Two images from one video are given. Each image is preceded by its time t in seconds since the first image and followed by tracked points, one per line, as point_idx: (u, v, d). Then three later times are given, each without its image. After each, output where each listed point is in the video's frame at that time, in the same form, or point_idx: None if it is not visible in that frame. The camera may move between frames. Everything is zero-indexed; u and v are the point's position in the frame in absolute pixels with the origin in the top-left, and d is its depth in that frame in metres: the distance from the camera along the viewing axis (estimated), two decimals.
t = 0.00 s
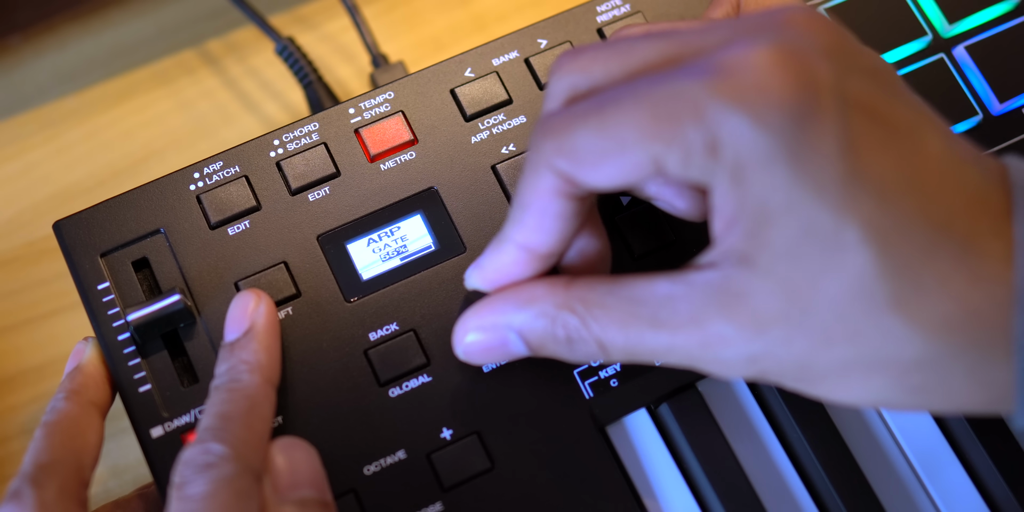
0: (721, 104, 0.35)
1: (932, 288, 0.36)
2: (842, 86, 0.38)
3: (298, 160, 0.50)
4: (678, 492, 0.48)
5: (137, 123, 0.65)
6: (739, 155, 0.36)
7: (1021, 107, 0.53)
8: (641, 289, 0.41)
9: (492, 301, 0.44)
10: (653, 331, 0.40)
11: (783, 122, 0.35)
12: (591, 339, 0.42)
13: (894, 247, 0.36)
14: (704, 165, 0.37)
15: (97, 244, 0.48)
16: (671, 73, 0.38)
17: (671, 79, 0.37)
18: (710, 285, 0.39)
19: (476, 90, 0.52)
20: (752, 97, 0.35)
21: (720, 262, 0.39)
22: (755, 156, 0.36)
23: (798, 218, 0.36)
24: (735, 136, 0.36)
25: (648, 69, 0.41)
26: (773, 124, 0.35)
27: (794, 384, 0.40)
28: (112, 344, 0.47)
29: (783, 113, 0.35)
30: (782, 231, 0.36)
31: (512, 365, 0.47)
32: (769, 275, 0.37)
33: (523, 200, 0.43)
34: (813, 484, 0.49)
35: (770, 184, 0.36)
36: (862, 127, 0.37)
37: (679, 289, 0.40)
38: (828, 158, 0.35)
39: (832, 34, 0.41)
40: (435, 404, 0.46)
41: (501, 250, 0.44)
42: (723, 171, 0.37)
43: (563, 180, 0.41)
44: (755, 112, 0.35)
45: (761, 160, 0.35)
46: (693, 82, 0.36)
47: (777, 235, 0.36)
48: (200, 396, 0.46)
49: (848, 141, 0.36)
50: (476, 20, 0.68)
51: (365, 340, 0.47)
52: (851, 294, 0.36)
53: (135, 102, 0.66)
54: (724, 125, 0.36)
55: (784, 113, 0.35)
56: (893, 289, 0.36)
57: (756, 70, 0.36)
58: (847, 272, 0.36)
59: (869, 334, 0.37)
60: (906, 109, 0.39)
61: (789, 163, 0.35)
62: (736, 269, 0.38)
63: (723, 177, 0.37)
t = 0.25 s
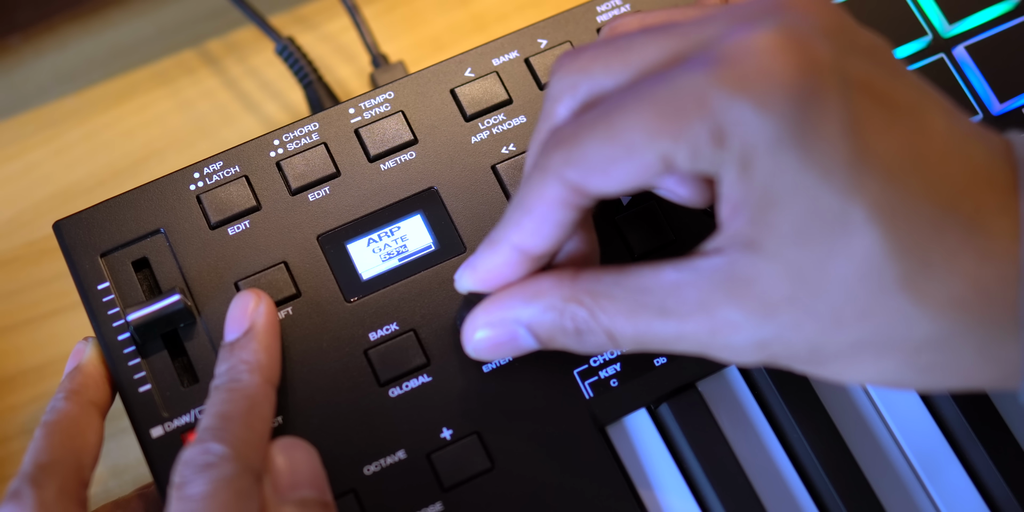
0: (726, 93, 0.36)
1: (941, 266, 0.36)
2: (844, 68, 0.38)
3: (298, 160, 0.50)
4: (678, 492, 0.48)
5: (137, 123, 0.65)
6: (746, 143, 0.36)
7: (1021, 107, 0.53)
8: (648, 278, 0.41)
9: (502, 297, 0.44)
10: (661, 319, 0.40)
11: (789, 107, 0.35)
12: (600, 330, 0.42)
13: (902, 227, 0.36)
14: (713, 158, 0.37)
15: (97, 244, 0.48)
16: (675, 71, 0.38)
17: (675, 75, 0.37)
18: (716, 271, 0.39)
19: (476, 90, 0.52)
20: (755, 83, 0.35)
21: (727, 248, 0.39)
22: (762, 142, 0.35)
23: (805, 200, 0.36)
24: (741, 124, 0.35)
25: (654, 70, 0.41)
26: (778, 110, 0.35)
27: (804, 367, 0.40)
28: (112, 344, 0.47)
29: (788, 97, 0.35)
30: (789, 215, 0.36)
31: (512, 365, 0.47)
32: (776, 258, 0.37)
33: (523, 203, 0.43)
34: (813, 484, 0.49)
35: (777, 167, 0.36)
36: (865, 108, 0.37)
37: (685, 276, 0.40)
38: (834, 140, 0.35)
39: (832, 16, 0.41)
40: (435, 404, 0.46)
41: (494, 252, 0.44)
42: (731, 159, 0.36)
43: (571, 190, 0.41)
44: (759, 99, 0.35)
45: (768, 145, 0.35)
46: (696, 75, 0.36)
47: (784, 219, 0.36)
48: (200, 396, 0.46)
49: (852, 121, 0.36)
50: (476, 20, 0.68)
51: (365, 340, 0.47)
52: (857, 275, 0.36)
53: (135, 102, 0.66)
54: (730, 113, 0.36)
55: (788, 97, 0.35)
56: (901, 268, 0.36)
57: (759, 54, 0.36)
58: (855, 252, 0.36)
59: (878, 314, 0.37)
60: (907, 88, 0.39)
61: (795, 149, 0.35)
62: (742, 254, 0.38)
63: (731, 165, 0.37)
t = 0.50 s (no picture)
0: (727, 100, 0.35)
1: (946, 268, 0.36)
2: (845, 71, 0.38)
3: (298, 160, 0.50)
4: (678, 492, 0.48)
5: (137, 123, 0.65)
6: (749, 150, 0.36)
7: (1021, 106, 0.53)
8: (656, 279, 0.41)
9: (507, 297, 0.44)
10: (668, 322, 0.40)
11: (791, 112, 0.35)
12: (607, 331, 0.42)
13: (907, 231, 0.36)
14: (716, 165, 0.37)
15: (97, 244, 0.48)
16: (677, 79, 0.38)
17: (677, 83, 0.37)
18: (723, 275, 0.39)
19: (476, 90, 0.52)
20: (756, 89, 0.35)
21: (733, 252, 0.39)
22: (765, 149, 0.35)
23: (810, 205, 0.36)
24: (743, 131, 0.35)
25: (657, 78, 0.41)
26: (780, 116, 0.35)
27: (812, 368, 0.40)
28: (112, 344, 0.47)
29: (790, 103, 0.35)
30: (795, 220, 0.36)
31: (513, 365, 0.47)
32: (783, 262, 0.37)
33: (524, 210, 0.43)
34: (813, 484, 0.49)
35: (782, 172, 0.35)
36: (868, 111, 0.37)
37: (693, 279, 0.40)
38: (837, 145, 0.35)
39: (830, 20, 0.41)
40: (435, 404, 0.46)
41: (490, 256, 0.44)
42: (735, 166, 0.37)
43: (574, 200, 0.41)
44: (761, 106, 0.35)
45: (771, 152, 0.35)
46: (698, 83, 0.36)
47: (789, 225, 0.36)
48: (200, 396, 0.46)
49: (856, 124, 0.36)
50: (476, 20, 0.68)
51: (365, 340, 0.47)
52: (864, 279, 0.36)
53: (135, 102, 0.66)
54: (731, 120, 0.35)
55: (791, 103, 0.35)
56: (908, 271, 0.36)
57: (760, 61, 0.36)
58: (861, 256, 0.36)
59: (885, 317, 0.37)
60: (908, 90, 0.39)
61: (798, 155, 0.35)
62: (749, 258, 0.38)
63: (735, 172, 0.37)
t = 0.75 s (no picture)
0: (725, 98, 0.35)
1: (946, 263, 0.36)
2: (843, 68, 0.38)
3: (298, 160, 0.50)
4: (678, 492, 0.48)
5: (137, 123, 0.65)
6: (748, 148, 0.36)
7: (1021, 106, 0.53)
8: (656, 277, 0.41)
9: (507, 297, 0.44)
10: (668, 319, 0.40)
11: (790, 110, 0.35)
12: (608, 330, 0.42)
13: (907, 226, 0.36)
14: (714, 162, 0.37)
15: (97, 244, 0.48)
16: (675, 77, 0.38)
17: (675, 81, 0.37)
18: (723, 272, 0.39)
19: (476, 90, 0.52)
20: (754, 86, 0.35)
21: (734, 249, 0.39)
22: (764, 146, 0.35)
23: (810, 202, 0.36)
24: (741, 128, 0.35)
25: (655, 76, 0.41)
26: (779, 113, 0.35)
27: (812, 365, 0.40)
28: (112, 344, 0.47)
29: (789, 100, 0.35)
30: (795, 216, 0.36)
31: (513, 365, 0.47)
32: (782, 259, 0.37)
33: (523, 210, 0.43)
34: (813, 484, 0.49)
35: (781, 169, 0.35)
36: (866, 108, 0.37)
37: (693, 277, 0.40)
38: (836, 142, 0.35)
39: (828, 16, 0.40)
40: (435, 404, 0.46)
41: (489, 256, 0.44)
42: (734, 164, 0.37)
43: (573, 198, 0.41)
44: (759, 103, 0.35)
45: (770, 149, 0.35)
46: (696, 81, 0.36)
47: (789, 221, 0.36)
48: (200, 396, 0.46)
49: (854, 121, 0.36)
50: (476, 20, 0.68)
51: (365, 340, 0.47)
52: (863, 275, 0.36)
53: (135, 102, 0.66)
54: (730, 118, 0.35)
55: (790, 101, 0.35)
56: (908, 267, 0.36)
57: (758, 59, 0.36)
58: (861, 251, 0.36)
59: (885, 313, 0.37)
60: (905, 86, 0.39)
61: (797, 152, 0.35)
62: (749, 255, 0.38)
63: (734, 170, 0.37)
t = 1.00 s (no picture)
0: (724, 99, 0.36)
1: (947, 261, 0.36)
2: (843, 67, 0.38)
3: (298, 160, 0.50)
4: (678, 491, 0.48)
5: (137, 123, 0.65)
6: (746, 148, 0.36)
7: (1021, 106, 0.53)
8: (657, 277, 0.41)
9: (508, 296, 0.44)
10: (669, 318, 0.40)
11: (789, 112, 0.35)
12: (609, 330, 0.42)
13: (908, 225, 0.36)
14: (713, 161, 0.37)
15: (97, 244, 0.48)
16: (675, 77, 0.38)
17: (676, 80, 0.37)
18: (724, 271, 0.39)
19: (476, 90, 0.52)
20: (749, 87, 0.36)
21: (735, 248, 0.39)
22: (764, 145, 0.35)
23: (810, 202, 0.36)
24: (741, 128, 0.35)
25: (654, 77, 0.41)
26: (777, 113, 0.35)
27: (813, 364, 0.40)
28: (112, 344, 0.47)
29: (787, 102, 0.35)
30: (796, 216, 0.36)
31: (513, 365, 0.47)
32: (783, 258, 0.37)
33: (522, 212, 0.43)
34: (812, 483, 0.49)
35: (781, 169, 0.35)
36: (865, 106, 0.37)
37: (694, 276, 0.40)
38: (836, 142, 0.35)
39: (827, 15, 0.41)
40: (435, 404, 0.46)
41: (489, 257, 0.44)
42: (734, 164, 0.37)
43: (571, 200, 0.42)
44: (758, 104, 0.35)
45: (770, 149, 0.35)
46: (694, 82, 0.36)
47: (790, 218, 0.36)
48: (200, 396, 0.46)
49: (854, 120, 0.36)
50: (477, 20, 0.68)
51: (365, 340, 0.47)
52: (863, 272, 0.36)
53: (135, 102, 0.66)
54: (728, 118, 0.35)
55: (788, 102, 0.35)
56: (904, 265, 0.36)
57: (756, 59, 0.36)
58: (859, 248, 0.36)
59: (887, 312, 0.37)
60: (906, 86, 0.39)
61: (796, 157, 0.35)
62: (750, 254, 0.38)
63: (734, 170, 0.37)
